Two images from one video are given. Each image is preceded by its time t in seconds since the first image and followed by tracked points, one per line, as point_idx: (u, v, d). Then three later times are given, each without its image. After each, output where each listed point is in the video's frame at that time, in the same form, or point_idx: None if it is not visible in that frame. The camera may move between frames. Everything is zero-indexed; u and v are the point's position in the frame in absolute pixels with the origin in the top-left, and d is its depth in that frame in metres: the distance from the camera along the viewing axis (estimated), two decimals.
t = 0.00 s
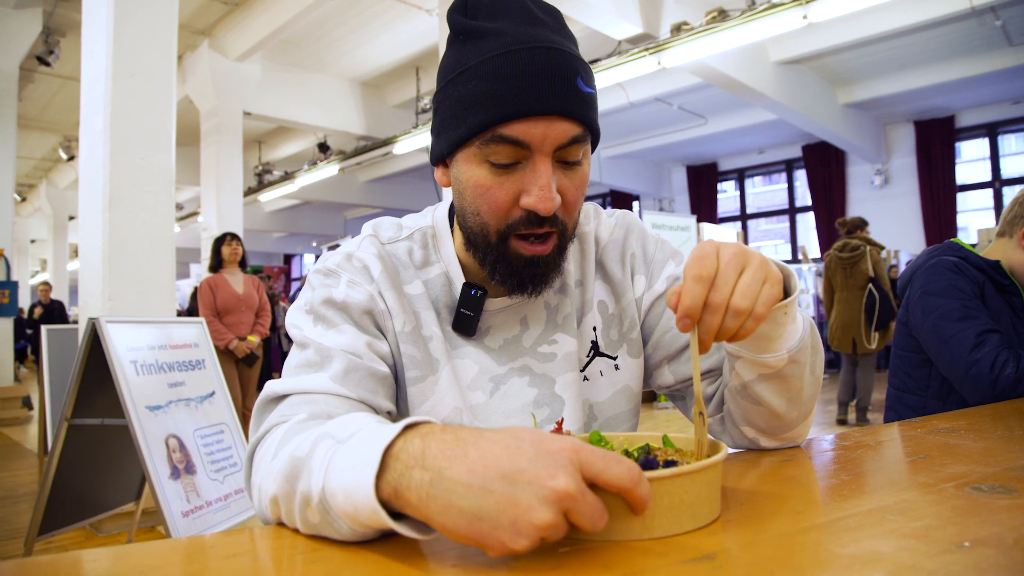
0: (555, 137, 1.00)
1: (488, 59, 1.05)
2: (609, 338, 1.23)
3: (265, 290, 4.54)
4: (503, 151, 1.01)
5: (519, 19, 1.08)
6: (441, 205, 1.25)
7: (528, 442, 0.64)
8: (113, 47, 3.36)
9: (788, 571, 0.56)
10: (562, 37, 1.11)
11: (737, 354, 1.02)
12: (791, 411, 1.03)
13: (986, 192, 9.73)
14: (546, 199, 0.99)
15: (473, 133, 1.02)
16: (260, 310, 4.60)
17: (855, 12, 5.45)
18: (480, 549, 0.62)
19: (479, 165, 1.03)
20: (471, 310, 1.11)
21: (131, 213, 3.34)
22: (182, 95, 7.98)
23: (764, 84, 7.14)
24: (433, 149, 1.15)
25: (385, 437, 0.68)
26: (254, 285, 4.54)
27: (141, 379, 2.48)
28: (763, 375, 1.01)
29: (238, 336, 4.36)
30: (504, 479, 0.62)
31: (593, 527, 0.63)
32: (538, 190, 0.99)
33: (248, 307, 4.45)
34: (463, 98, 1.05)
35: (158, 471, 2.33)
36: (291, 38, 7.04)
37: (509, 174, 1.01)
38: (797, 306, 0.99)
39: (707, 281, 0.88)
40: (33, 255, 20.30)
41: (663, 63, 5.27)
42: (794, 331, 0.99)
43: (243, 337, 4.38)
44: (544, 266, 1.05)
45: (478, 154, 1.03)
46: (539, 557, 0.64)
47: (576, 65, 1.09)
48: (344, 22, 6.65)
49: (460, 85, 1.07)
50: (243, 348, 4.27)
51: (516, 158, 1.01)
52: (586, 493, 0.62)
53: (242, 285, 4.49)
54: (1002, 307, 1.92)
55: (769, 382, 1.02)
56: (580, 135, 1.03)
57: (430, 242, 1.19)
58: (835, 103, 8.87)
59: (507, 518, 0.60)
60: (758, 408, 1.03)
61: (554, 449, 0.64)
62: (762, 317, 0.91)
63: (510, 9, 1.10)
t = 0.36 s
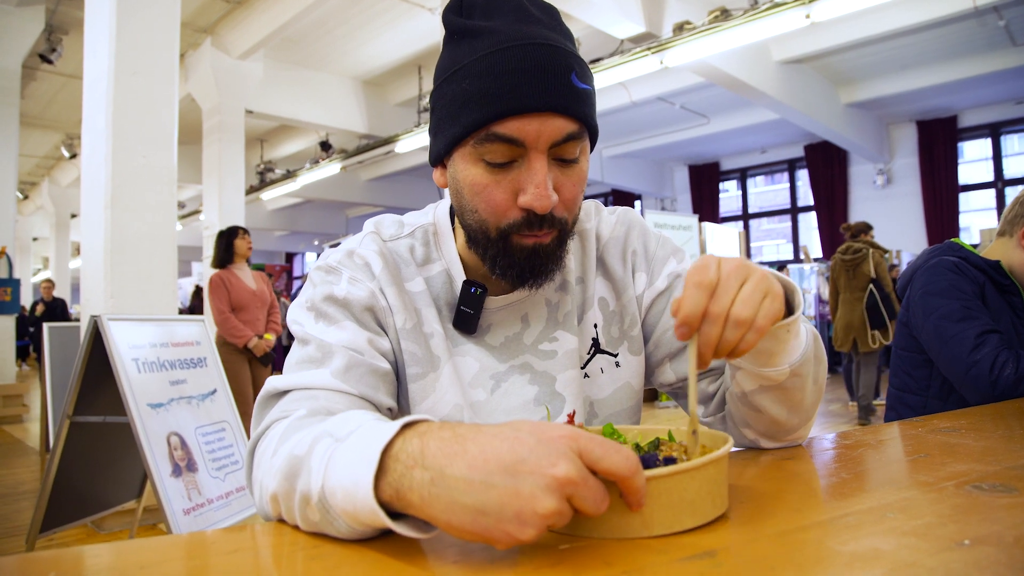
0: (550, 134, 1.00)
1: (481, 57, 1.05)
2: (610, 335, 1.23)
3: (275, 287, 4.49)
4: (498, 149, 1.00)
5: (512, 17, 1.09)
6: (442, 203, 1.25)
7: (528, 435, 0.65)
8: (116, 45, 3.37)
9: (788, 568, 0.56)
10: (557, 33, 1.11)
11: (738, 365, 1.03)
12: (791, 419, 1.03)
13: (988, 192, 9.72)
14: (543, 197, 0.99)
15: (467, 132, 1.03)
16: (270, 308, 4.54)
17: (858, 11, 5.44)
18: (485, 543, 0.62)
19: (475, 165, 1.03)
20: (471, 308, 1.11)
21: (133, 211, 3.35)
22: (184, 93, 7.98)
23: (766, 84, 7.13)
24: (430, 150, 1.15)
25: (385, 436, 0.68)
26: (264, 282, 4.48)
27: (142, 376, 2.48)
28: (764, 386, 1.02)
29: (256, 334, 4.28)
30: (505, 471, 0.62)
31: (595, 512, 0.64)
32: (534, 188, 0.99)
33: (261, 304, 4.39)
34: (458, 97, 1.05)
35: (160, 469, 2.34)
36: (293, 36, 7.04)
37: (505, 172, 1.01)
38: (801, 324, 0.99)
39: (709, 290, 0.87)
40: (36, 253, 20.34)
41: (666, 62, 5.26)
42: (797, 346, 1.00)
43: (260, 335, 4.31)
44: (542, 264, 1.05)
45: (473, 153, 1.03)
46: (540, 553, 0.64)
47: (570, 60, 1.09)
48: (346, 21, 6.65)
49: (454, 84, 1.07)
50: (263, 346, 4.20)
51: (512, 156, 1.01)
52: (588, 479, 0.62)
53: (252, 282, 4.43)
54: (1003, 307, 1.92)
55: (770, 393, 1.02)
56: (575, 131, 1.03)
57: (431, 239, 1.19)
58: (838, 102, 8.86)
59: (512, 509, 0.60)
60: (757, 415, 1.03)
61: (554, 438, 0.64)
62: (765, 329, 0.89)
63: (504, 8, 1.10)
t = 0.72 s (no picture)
0: (545, 135, 1.01)
1: (479, 57, 1.05)
2: (612, 335, 1.23)
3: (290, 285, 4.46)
4: (494, 149, 1.01)
5: (513, 16, 1.08)
6: (446, 201, 1.25)
7: (533, 441, 0.65)
8: (117, 43, 3.37)
9: (792, 567, 0.56)
10: (557, 32, 1.10)
11: (742, 361, 1.03)
12: (795, 418, 1.03)
13: (990, 192, 9.71)
14: (536, 197, 0.99)
15: (464, 133, 1.03)
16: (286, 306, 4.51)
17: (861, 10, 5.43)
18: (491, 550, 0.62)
19: (471, 164, 1.04)
20: (474, 307, 1.11)
21: (135, 210, 3.35)
22: (186, 91, 7.99)
23: (769, 83, 7.12)
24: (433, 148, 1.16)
25: (390, 442, 0.68)
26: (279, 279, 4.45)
27: (144, 374, 2.48)
28: (769, 384, 1.02)
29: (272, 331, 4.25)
30: (515, 481, 0.62)
31: (604, 513, 0.64)
32: (530, 189, 0.99)
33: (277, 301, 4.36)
34: (456, 98, 1.05)
35: (162, 466, 2.34)
36: (295, 35, 7.04)
37: (501, 173, 1.02)
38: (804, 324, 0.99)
39: (697, 268, 0.89)
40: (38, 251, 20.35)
41: (668, 61, 5.25)
42: (802, 345, 1.00)
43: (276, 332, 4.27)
44: (537, 265, 1.05)
45: (470, 153, 1.04)
46: (544, 554, 0.64)
47: (568, 59, 1.08)
48: (348, 19, 6.65)
49: (453, 84, 1.08)
50: (278, 343, 4.17)
51: (507, 157, 1.01)
52: (599, 484, 0.62)
53: (268, 278, 4.40)
54: (1004, 307, 1.91)
55: (773, 392, 1.02)
56: (571, 132, 1.03)
57: (434, 237, 1.18)
58: (840, 102, 8.85)
59: (525, 518, 0.60)
60: (762, 413, 1.03)
61: (560, 446, 0.64)
62: (755, 312, 0.88)
63: (505, 8, 1.10)
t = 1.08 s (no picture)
0: (478, 125, 1.01)
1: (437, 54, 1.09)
2: (618, 335, 1.23)
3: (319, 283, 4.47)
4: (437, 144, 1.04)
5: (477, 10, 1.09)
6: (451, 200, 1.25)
7: (535, 442, 0.64)
8: (117, 44, 3.37)
9: (795, 571, 0.56)
10: (520, 19, 1.08)
11: (751, 356, 1.01)
12: (801, 415, 1.03)
13: (991, 190, 9.70)
14: (473, 187, 1.00)
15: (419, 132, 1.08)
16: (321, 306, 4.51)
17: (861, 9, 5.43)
18: (494, 553, 0.61)
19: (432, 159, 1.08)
20: (479, 306, 1.12)
21: (135, 210, 3.34)
22: (186, 91, 7.99)
23: (769, 82, 7.11)
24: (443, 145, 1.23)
25: (394, 445, 0.68)
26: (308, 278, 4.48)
27: (146, 375, 2.48)
28: (777, 380, 1.01)
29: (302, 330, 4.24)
30: (519, 484, 0.61)
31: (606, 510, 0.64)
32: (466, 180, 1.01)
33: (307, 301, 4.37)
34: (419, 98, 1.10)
35: (163, 467, 2.34)
36: (295, 35, 7.04)
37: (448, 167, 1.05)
38: (816, 317, 0.98)
39: (717, 255, 0.87)
40: (39, 252, 20.39)
41: (668, 61, 5.24)
42: (812, 340, 0.99)
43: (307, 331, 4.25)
44: (494, 259, 1.05)
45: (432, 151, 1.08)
46: (548, 557, 0.63)
47: (519, 48, 1.06)
48: (348, 19, 6.65)
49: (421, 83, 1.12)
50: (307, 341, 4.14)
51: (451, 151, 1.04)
52: (602, 482, 0.63)
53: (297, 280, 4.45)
54: (1004, 306, 1.91)
55: (781, 387, 1.01)
56: (510, 121, 1.02)
57: (440, 236, 1.19)
58: (841, 101, 8.84)
59: (529, 520, 0.60)
60: (768, 410, 1.03)
61: (562, 445, 0.63)
62: (771, 305, 0.89)
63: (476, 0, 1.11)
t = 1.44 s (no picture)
0: (532, 138, 1.00)
1: (468, 58, 1.04)
2: (611, 334, 1.23)
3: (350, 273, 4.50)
4: (482, 155, 1.01)
5: (501, 14, 1.06)
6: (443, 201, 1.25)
7: (528, 436, 0.65)
8: (117, 45, 3.37)
9: (791, 565, 0.56)
10: (549, 29, 1.09)
11: (733, 372, 1.02)
12: (789, 422, 1.03)
13: (991, 189, 9.69)
14: (525, 201, 1.00)
15: (451, 138, 1.03)
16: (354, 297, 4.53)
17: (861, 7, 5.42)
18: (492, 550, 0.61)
19: (460, 169, 1.04)
20: (471, 308, 1.11)
21: (134, 210, 3.34)
22: (186, 91, 7.99)
23: (769, 80, 7.11)
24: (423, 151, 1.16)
25: (386, 441, 0.68)
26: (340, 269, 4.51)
27: (146, 375, 2.48)
28: (759, 394, 1.01)
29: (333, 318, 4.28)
30: (512, 478, 0.62)
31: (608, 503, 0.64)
32: (517, 193, 1.00)
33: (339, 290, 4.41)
34: (443, 101, 1.05)
35: (163, 467, 2.34)
36: (295, 35, 7.04)
37: (489, 177, 1.02)
38: (794, 332, 0.98)
39: (669, 290, 0.85)
40: (40, 252, 20.41)
41: (668, 59, 5.23)
42: (791, 355, 0.99)
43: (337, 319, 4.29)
44: (532, 267, 1.06)
45: (458, 157, 1.04)
46: (545, 552, 0.64)
47: (552, 57, 1.06)
48: (348, 18, 6.65)
49: (440, 86, 1.07)
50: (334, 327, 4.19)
51: (495, 162, 1.01)
52: (596, 477, 0.63)
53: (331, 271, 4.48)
54: (1002, 304, 1.91)
55: (765, 400, 1.01)
56: (560, 134, 1.02)
57: (430, 237, 1.18)
58: (841, 99, 8.83)
59: (520, 515, 0.60)
60: (755, 418, 1.03)
61: (555, 440, 0.64)
62: (725, 336, 0.86)
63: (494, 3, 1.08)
